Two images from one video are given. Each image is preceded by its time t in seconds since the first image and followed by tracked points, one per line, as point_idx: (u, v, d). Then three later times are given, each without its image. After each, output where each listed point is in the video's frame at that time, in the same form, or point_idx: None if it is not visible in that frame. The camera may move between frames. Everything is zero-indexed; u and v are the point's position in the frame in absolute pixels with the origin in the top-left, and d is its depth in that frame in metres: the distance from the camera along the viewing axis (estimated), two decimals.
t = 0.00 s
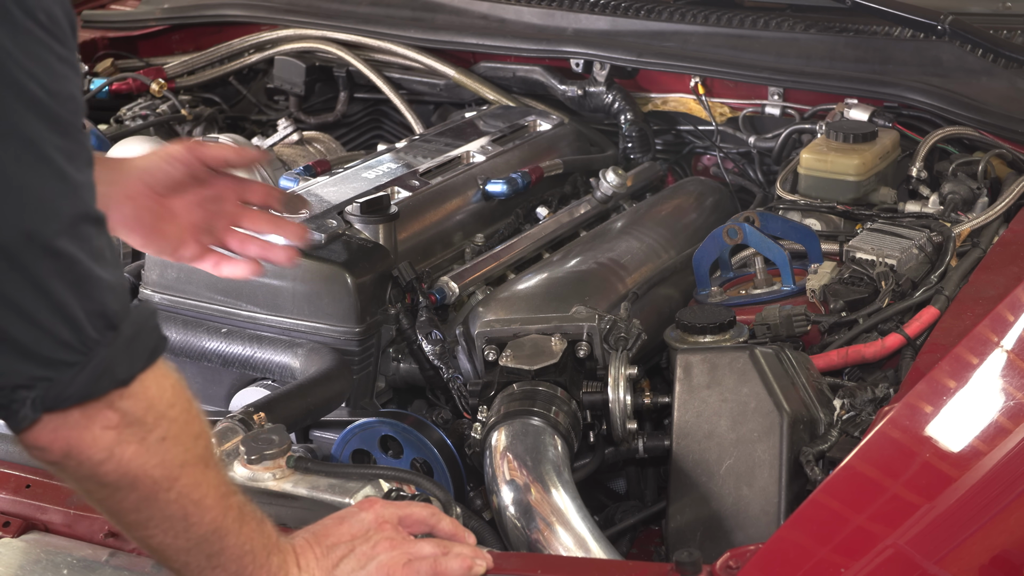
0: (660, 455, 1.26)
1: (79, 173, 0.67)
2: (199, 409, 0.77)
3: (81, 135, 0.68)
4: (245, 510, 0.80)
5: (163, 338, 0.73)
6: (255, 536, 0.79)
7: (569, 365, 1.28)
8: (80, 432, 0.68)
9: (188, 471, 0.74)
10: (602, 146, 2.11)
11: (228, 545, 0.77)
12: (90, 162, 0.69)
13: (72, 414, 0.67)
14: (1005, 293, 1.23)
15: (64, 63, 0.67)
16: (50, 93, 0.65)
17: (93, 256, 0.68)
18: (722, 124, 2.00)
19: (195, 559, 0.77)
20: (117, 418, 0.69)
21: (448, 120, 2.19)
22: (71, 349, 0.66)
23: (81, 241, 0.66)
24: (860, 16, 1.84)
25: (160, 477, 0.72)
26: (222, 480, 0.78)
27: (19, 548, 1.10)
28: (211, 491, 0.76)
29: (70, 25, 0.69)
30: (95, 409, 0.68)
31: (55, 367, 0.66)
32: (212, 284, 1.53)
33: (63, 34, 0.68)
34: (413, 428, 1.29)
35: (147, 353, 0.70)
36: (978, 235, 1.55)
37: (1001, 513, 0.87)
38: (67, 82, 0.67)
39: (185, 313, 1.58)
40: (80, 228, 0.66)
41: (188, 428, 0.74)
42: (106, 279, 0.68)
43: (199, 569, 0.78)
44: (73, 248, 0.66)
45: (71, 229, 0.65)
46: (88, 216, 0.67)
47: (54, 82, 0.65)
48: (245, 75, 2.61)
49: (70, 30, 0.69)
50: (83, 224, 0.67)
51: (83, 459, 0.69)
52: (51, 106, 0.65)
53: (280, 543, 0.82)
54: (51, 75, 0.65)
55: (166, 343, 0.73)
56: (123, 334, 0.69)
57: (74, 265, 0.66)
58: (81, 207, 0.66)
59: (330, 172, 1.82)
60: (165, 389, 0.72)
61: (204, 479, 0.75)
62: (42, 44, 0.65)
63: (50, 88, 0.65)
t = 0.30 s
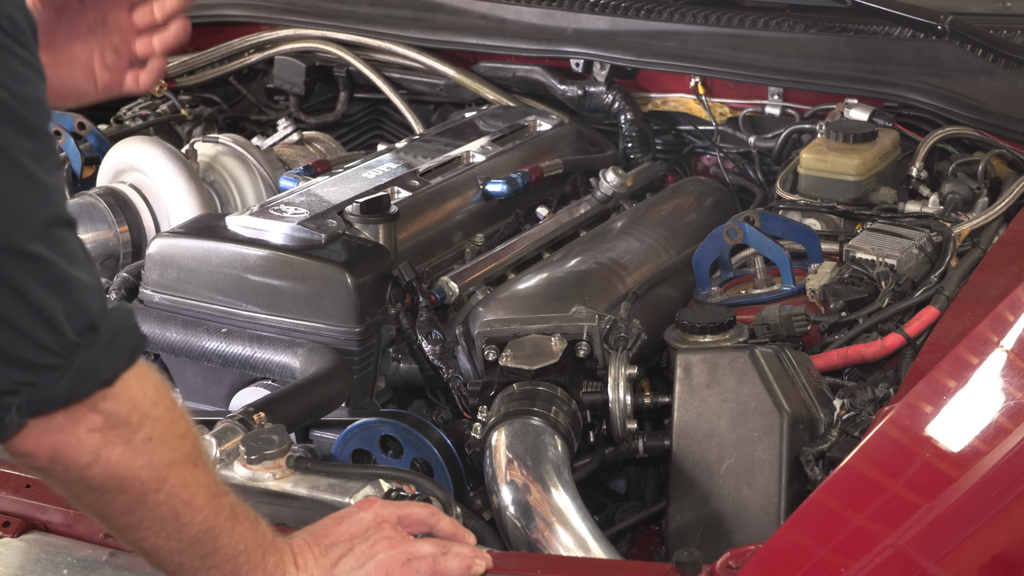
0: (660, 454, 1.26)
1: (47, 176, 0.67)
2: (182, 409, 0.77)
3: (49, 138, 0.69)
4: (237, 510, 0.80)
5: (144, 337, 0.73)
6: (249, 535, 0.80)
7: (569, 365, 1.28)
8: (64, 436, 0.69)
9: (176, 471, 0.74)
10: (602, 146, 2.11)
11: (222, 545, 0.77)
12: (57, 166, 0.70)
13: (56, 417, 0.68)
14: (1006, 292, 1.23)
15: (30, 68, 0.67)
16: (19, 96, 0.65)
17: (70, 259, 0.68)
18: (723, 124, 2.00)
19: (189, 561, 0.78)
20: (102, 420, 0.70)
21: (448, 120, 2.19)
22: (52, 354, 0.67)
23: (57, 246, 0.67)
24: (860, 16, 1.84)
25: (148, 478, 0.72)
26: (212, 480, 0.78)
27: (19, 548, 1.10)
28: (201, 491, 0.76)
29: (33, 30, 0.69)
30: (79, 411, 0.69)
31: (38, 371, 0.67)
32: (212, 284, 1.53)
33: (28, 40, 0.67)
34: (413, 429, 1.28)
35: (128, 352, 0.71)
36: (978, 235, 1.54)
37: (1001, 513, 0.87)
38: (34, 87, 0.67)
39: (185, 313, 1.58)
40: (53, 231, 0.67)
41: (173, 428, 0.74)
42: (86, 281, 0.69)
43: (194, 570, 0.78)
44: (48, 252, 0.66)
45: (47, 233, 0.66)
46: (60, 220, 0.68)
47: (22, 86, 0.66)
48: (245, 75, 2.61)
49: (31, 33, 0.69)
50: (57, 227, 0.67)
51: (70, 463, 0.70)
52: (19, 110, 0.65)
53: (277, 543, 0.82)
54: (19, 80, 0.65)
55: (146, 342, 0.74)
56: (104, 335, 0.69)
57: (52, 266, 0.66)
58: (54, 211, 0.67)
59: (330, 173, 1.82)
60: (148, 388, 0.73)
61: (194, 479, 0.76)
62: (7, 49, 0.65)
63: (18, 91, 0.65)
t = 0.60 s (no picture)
0: (660, 454, 1.26)
1: (43, 184, 0.68)
2: (180, 415, 0.78)
3: (45, 145, 0.69)
4: (236, 514, 0.80)
5: (140, 345, 0.73)
6: (248, 538, 0.79)
7: (569, 365, 1.28)
8: (59, 444, 0.69)
9: (173, 477, 0.74)
10: (602, 146, 2.11)
11: (220, 550, 0.78)
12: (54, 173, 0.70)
13: (51, 425, 0.68)
14: (1005, 293, 1.23)
15: (26, 76, 0.67)
16: (14, 104, 0.66)
17: (65, 266, 0.68)
18: (723, 124, 2.00)
19: (187, 566, 0.78)
20: (96, 429, 0.70)
21: (448, 120, 2.19)
22: (47, 359, 0.67)
23: (50, 253, 0.67)
24: (860, 16, 1.84)
25: (143, 486, 0.73)
26: (210, 486, 0.78)
27: (19, 548, 1.10)
28: (198, 497, 0.76)
29: (30, 38, 0.69)
30: (73, 420, 0.69)
31: (32, 377, 0.67)
32: (212, 284, 1.53)
33: (24, 46, 0.68)
34: (413, 429, 1.28)
35: (123, 359, 0.71)
36: (978, 235, 1.55)
37: (1001, 514, 0.87)
38: (30, 94, 0.67)
39: (185, 313, 1.58)
40: (47, 238, 0.67)
41: (169, 435, 0.74)
42: (81, 287, 0.69)
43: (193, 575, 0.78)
44: (42, 260, 0.66)
45: (42, 239, 0.67)
46: (55, 227, 0.68)
47: (17, 94, 0.66)
48: (245, 75, 2.61)
49: (31, 43, 0.69)
50: (51, 234, 0.67)
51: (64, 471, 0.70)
52: (14, 118, 0.66)
53: (277, 545, 0.82)
54: (14, 87, 0.66)
55: (142, 348, 0.74)
56: (99, 342, 0.69)
57: (46, 274, 0.66)
58: (48, 218, 0.67)
59: (330, 172, 1.82)
60: (143, 396, 0.73)
61: (190, 485, 0.76)
62: (4, 56, 0.65)
63: (13, 99, 0.65)
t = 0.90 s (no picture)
0: (660, 455, 1.26)
1: (43, 189, 0.68)
2: (180, 419, 0.78)
3: (47, 151, 0.70)
4: (235, 516, 0.80)
5: (140, 350, 0.74)
6: (248, 540, 0.80)
7: (569, 365, 1.28)
8: (57, 447, 0.69)
9: (171, 482, 0.74)
10: (602, 146, 2.11)
11: (219, 552, 0.78)
12: (57, 179, 0.70)
13: (48, 428, 0.69)
14: (1005, 293, 1.23)
15: (27, 81, 0.68)
16: (14, 110, 0.66)
17: (63, 271, 0.68)
18: (722, 124, 2.00)
19: (186, 567, 0.78)
20: (94, 433, 0.70)
21: (448, 120, 2.19)
22: (42, 362, 0.67)
23: (47, 259, 0.67)
24: (860, 16, 1.84)
25: (141, 490, 0.73)
26: (209, 489, 0.78)
27: (20, 548, 1.10)
28: (197, 500, 0.76)
29: (35, 45, 0.71)
30: (71, 424, 0.69)
31: (29, 381, 0.67)
32: (212, 284, 1.53)
33: (26, 53, 0.69)
34: (413, 429, 1.28)
35: (121, 364, 0.71)
36: (978, 235, 1.54)
37: (1001, 514, 0.87)
38: (32, 100, 0.68)
39: (185, 313, 1.58)
40: (43, 243, 0.67)
41: (167, 439, 0.74)
42: (78, 291, 0.69)
43: None
44: (38, 266, 0.66)
45: (36, 245, 0.66)
46: (53, 232, 0.68)
47: (18, 100, 0.66)
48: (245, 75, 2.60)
49: (34, 49, 0.70)
50: (48, 239, 0.67)
51: (62, 474, 0.70)
52: (14, 124, 0.66)
53: (277, 545, 0.82)
54: (13, 92, 0.66)
55: (142, 352, 0.74)
56: (96, 346, 0.69)
57: (41, 280, 0.66)
58: (47, 223, 0.68)
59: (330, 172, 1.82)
60: (141, 401, 0.73)
61: (189, 489, 0.76)
62: (4, 61, 0.66)
63: (13, 105, 0.66)
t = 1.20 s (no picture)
0: (660, 455, 1.26)
1: (42, 190, 0.68)
2: (179, 420, 0.78)
3: (47, 151, 0.70)
4: (234, 517, 0.80)
5: (139, 352, 0.74)
6: (247, 541, 0.80)
7: (569, 365, 1.28)
8: (54, 448, 0.69)
9: (169, 483, 0.74)
10: (602, 146, 2.10)
11: (218, 553, 0.78)
12: (57, 179, 0.71)
13: (46, 429, 0.69)
14: (1005, 292, 1.23)
15: (28, 82, 0.68)
16: (15, 110, 0.67)
17: (64, 272, 0.69)
18: (723, 124, 2.00)
19: (184, 568, 0.78)
20: (91, 434, 0.70)
21: (448, 120, 2.19)
22: (42, 362, 0.67)
23: (47, 259, 0.67)
24: (860, 16, 1.84)
25: (139, 491, 0.73)
26: (208, 490, 0.78)
27: (19, 548, 1.10)
28: (195, 501, 0.76)
29: (39, 47, 0.72)
30: (69, 425, 0.69)
31: (27, 381, 0.67)
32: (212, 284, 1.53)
33: (29, 54, 0.69)
34: (413, 429, 1.28)
35: (120, 365, 0.71)
36: (978, 235, 1.54)
37: (1001, 513, 0.87)
38: (33, 100, 0.68)
39: (184, 313, 1.58)
40: (43, 243, 0.67)
41: (166, 441, 0.75)
42: (76, 292, 0.69)
43: None
44: (37, 266, 0.66)
45: (36, 245, 0.66)
46: (53, 232, 0.68)
47: (19, 100, 0.67)
48: (245, 75, 2.60)
49: (38, 52, 0.71)
50: (48, 239, 0.67)
51: (60, 475, 0.70)
52: (14, 124, 0.66)
53: (277, 546, 0.82)
54: (14, 92, 0.67)
55: (141, 354, 0.74)
56: (95, 347, 0.69)
57: (41, 280, 0.66)
58: (47, 223, 0.68)
59: (330, 172, 1.82)
60: (140, 402, 0.73)
61: (187, 490, 0.76)
62: (6, 61, 0.67)
63: (14, 105, 0.67)
